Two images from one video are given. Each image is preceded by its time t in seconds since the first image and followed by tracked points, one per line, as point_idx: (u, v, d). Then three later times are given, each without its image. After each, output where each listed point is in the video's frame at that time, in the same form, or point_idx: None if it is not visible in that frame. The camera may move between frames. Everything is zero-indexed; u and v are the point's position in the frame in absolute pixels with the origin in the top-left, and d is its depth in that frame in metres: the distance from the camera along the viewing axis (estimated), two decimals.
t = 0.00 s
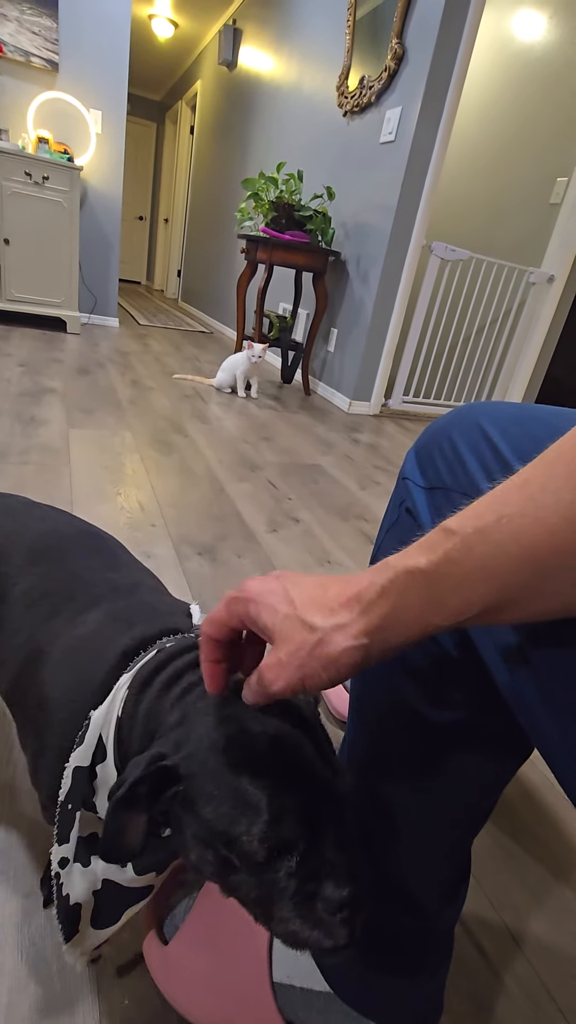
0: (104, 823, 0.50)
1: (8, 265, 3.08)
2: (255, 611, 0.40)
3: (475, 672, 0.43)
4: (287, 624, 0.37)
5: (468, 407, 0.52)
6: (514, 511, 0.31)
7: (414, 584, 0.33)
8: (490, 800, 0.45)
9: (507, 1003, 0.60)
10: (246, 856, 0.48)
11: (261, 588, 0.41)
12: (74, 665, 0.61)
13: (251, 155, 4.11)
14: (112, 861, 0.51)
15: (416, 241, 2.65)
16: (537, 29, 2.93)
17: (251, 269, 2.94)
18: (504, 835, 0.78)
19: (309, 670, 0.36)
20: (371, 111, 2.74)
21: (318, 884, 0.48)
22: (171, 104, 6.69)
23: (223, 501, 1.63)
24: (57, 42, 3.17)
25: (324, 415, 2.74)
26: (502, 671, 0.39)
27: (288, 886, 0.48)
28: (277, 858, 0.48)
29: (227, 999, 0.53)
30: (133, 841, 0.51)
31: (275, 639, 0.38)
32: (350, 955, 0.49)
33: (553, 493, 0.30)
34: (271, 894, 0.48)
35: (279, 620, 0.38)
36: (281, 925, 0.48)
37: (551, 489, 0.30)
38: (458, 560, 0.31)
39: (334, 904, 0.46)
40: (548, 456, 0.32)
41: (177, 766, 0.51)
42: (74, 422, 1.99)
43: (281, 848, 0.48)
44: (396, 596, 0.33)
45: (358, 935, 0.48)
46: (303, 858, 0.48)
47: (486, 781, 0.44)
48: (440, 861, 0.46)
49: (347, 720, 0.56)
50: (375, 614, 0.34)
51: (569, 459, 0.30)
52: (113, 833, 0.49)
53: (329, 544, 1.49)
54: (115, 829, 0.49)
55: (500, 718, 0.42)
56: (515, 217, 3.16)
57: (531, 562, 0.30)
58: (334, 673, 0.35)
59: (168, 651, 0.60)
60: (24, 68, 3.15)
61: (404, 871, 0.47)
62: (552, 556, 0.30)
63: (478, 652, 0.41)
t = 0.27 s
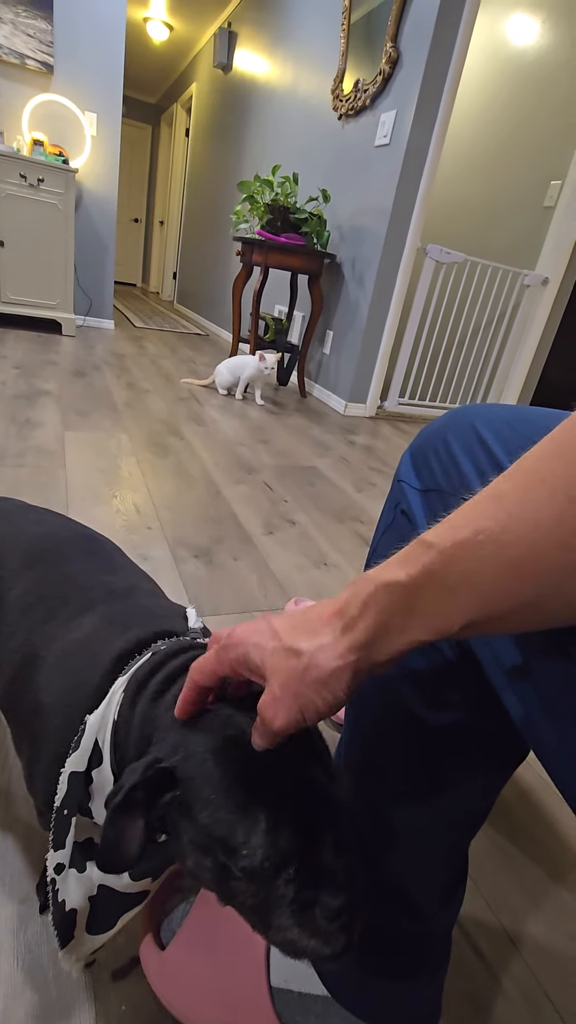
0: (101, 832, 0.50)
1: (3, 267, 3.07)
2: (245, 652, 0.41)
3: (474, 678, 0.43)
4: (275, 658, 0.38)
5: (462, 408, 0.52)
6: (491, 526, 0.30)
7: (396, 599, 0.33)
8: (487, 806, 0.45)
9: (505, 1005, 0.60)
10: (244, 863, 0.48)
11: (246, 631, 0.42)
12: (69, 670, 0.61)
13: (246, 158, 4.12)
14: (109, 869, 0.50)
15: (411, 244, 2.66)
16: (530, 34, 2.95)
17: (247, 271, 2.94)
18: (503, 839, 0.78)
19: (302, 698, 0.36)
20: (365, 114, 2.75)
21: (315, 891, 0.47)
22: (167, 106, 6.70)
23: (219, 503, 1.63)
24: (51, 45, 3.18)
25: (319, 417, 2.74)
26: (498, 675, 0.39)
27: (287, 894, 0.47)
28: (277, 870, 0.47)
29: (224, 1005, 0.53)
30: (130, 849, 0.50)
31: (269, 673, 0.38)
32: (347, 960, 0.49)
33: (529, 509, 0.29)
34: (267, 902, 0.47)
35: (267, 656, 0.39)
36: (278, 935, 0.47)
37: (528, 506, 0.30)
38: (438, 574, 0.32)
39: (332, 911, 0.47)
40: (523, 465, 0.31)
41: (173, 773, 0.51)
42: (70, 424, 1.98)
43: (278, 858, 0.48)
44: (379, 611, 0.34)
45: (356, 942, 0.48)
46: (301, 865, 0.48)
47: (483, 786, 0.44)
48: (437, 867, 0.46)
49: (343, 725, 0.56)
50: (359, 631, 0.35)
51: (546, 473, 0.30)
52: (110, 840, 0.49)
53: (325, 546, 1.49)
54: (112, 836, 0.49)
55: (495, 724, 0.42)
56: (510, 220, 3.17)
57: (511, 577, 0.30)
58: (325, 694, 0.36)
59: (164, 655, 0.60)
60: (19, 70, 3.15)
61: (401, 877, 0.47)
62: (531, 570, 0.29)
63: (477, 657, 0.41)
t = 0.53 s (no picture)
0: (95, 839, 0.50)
1: None
2: (253, 610, 0.42)
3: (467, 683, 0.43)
4: (278, 626, 0.39)
5: (454, 413, 0.52)
6: (492, 526, 0.30)
7: (395, 590, 0.33)
8: (481, 809, 0.46)
9: (500, 1007, 0.60)
10: (238, 871, 0.47)
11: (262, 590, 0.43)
12: (61, 677, 0.60)
13: (238, 162, 4.13)
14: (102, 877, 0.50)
15: (404, 249, 2.67)
16: (520, 41, 2.98)
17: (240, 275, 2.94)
18: (502, 845, 0.78)
19: (291, 670, 0.37)
20: (357, 118, 2.76)
21: (307, 897, 0.47)
22: (159, 110, 6.70)
23: (213, 507, 1.62)
24: (43, 48, 3.17)
25: (313, 420, 2.75)
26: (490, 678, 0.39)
27: (281, 899, 0.47)
28: (269, 873, 0.47)
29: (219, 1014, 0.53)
30: (124, 856, 0.50)
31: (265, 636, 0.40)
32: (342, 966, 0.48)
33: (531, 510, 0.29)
34: (263, 906, 0.47)
35: (272, 622, 0.40)
36: (272, 939, 0.48)
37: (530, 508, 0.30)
38: (441, 574, 0.31)
39: (325, 915, 0.46)
40: (530, 469, 0.31)
41: (167, 780, 0.50)
42: (62, 428, 1.97)
43: (271, 861, 0.47)
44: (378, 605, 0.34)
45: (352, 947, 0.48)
46: (295, 870, 0.48)
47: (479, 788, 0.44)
48: (432, 869, 0.46)
49: (339, 726, 0.56)
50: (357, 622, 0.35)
51: (547, 476, 0.30)
52: (104, 850, 0.49)
53: (319, 549, 1.49)
54: (104, 845, 0.49)
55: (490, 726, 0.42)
56: (501, 224, 3.19)
57: (507, 578, 0.30)
58: (316, 675, 0.36)
59: (157, 663, 0.59)
60: (10, 73, 3.14)
61: (396, 880, 0.46)
62: (529, 574, 0.29)
63: (468, 663, 0.41)
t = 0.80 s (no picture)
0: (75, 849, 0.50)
1: None
2: (221, 645, 0.43)
3: (446, 687, 0.43)
4: (248, 652, 0.40)
5: (436, 420, 0.53)
6: (457, 529, 0.31)
7: (367, 598, 0.34)
8: (463, 813, 0.46)
9: (485, 1007, 0.61)
10: (217, 879, 0.47)
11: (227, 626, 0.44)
12: (43, 685, 0.60)
13: (229, 166, 4.14)
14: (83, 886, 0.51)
15: (393, 251, 2.68)
16: (507, 47, 3.01)
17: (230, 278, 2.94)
18: (485, 843, 0.79)
19: (266, 698, 0.38)
20: (346, 123, 2.78)
21: (290, 907, 0.46)
22: (149, 113, 6.71)
23: (202, 510, 1.62)
24: (32, 52, 3.16)
25: (304, 423, 2.75)
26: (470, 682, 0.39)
27: (260, 911, 0.46)
28: (249, 884, 0.47)
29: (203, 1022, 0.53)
30: (104, 865, 0.51)
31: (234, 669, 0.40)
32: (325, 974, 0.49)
33: (493, 512, 0.29)
34: (243, 917, 0.46)
35: (239, 648, 0.41)
36: (252, 952, 0.47)
37: (491, 511, 0.30)
38: (404, 579, 0.32)
39: (305, 926, 0.46)
40: (490, 472, 0.31)
41: (146, 789, 0.50)
42: (51, 432, 1.97)
43: (251, 871, 0.47)
44: (347, 610, 0.35)
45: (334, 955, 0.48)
46: (274, 881, 0.47)
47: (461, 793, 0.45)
48: (414, 871, 0.46)
49: (324, 728, 0.56)
50: (326, 630, 0.36)
51: (509, 478, 0.30)
52: (84, 859, 0.49)
53: (309, 552, 1.49)
54: (84, 855, 0.49)
55: (468, 727, 0.43)
56: (489, 228, 3.22)
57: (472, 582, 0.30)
58: (287, 690, 0.37)
59: (139, 669, 0.59)
60: None
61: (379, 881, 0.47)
62: (492, 575, 0.29)
63: (448, 665, 0.42)
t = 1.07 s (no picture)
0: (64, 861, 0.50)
1: None
2: (211, 613, 0.41)
3: (439, 689, 0.43)
4: (237, 626, 0.39)
5: (426, 422, 0.53)
6: (452, 523, 0.31)
7: (362, 588, 0.33)
8: (456, 817, 0.46)
9: (482, 1010, 0.60)
10: (206, 890, 0.47)
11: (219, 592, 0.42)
12: (32, 693, 0.59)
13: (220, 168, 4.14)
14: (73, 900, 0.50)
15: (385, 253, 2.68)
16: (496, 51, 3.03)
17: (222, 281, 2.93)
18: (479, 846, 0.78)
19: (252, 674, 0.37)
20: (337, 126, 2.79)
21: (276, 919, 0.47)
22: (141, 115, 6.70)
23: (195, 514, 1.61)
24: (22, 54, 3.15)
25: (297, 425, 2.75)
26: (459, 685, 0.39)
27: (250, 920, 0.47)
28: (238, 892, 0.47)
29: None
30: (94, 876, 0.51)
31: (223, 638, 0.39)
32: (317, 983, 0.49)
33: (491, 504, 0.29)
34: (232, 927, 0.47)
35: (229, 621, 0.39)
36: (243, 963, 0.47)
37: (487, 502, 0.30)
38: (402, 569, 0.31)
39: (295, 934, 0.47)
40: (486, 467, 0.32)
41: (135, 800, 0.49)
42: (43, 436, 1.95)
43: (240, 880, 0.47)
44: (342, 601, 0.34)
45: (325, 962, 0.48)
46: (265, 890, 0.48)
47: (454, 797, 0.44)
48: (406, 876, 0.46)
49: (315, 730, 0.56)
50: (321, 617, 0.34)
51: (505, 471, 0.30)
52: (73, 871, 0.49)
53: (302, 554, 1.49)
54: (73, 867, 0.49)
55: (459, 728, 0.42)
56: (480, 230, 3.24)
57: (466, 575, 0.30)
58: (279, 674, 0.36)
59: (129, 678, 0.59)
60: None
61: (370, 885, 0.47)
62: (485, 567, 0.29)
63: (438, 666, 0.41)
